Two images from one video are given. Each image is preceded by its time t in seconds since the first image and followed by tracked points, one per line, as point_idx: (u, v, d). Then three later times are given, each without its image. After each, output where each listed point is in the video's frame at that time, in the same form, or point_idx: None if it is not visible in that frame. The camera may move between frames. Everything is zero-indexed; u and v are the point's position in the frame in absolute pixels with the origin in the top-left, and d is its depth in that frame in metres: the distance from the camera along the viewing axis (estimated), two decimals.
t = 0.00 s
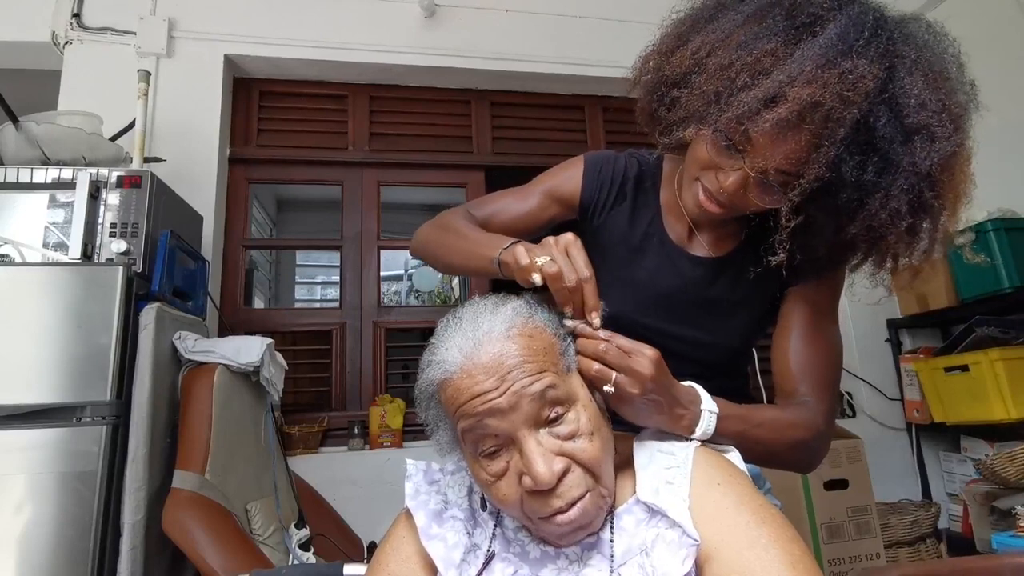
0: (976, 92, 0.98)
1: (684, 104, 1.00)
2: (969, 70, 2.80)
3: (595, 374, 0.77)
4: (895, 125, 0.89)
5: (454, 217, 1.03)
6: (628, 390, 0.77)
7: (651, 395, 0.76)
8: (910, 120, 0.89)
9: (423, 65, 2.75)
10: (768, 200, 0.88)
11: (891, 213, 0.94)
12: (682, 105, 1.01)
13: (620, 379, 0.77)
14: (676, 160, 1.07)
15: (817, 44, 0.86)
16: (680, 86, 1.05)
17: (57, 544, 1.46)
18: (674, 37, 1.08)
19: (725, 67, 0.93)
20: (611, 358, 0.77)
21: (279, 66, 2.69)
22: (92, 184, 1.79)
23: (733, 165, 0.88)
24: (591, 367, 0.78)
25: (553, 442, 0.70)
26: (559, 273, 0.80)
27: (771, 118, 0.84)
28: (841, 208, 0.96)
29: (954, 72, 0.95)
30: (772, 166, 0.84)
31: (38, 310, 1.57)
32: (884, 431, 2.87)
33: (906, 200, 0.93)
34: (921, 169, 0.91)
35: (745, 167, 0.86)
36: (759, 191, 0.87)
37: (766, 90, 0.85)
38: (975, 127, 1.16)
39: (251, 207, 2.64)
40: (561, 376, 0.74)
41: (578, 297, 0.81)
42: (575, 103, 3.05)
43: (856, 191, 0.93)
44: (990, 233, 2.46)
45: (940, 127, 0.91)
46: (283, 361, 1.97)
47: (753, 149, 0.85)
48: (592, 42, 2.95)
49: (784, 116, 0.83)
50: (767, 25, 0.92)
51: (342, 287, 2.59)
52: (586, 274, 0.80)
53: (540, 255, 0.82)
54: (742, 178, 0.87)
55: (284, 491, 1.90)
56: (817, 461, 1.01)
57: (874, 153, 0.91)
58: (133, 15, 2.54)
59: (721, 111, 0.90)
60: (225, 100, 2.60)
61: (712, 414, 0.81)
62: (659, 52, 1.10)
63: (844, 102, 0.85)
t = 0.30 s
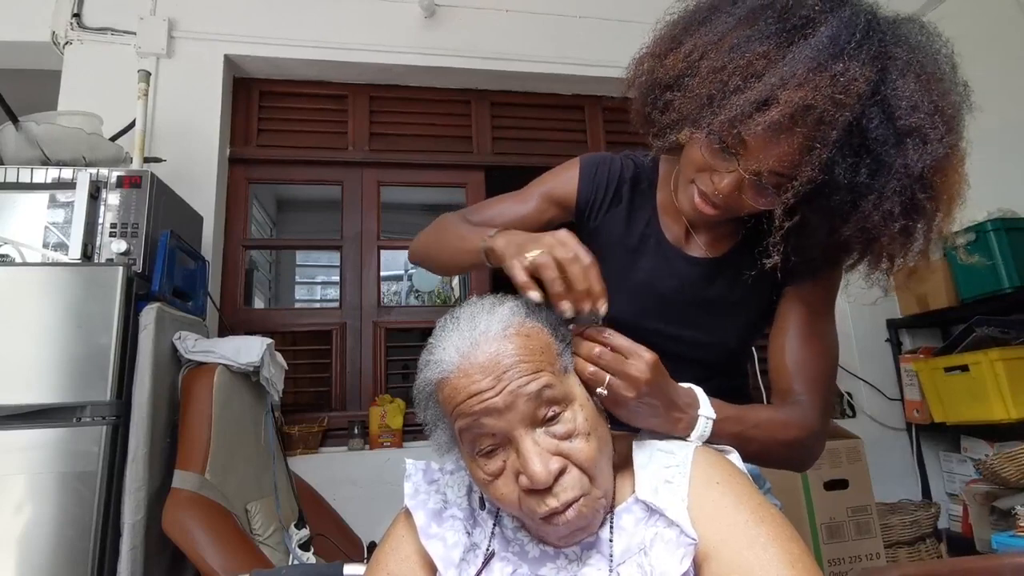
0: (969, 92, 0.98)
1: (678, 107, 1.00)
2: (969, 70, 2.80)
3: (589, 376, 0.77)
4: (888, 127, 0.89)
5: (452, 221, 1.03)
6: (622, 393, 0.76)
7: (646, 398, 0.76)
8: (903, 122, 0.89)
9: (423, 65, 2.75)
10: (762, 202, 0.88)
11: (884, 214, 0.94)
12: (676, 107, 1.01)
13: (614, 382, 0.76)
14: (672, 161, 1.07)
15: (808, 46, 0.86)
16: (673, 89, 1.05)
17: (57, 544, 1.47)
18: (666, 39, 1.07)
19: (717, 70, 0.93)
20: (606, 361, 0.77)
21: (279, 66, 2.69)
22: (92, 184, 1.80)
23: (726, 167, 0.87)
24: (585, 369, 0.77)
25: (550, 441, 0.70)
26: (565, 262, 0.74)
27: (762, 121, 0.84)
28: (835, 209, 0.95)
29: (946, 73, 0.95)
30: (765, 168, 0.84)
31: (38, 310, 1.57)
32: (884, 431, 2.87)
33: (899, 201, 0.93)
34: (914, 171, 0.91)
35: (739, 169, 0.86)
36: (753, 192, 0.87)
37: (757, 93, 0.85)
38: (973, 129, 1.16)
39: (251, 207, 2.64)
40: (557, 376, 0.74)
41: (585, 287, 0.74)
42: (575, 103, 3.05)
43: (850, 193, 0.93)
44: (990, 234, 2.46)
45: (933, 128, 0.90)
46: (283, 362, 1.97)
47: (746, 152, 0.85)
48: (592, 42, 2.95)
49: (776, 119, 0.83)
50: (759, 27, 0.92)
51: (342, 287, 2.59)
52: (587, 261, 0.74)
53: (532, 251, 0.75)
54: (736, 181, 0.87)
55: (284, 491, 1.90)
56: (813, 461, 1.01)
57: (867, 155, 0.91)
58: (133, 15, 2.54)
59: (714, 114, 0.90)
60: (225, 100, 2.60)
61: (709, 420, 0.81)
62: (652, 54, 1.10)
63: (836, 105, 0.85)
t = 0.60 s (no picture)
0: (971, 94, 0.98)
1: (680, 108, 1.00)
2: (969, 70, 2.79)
3: (591, 380, 0.76)
4: (889, 128, 0.89)
5: (448, 220, 1.02)
6: (624, 398, 0.76)
7: (649, 401, 0.75)
8: (904, 124, 0.89)
9: (423, 65, 2.75)
10: (764, 202, 0.88)
11: (886, 215, 0.94)
12: (678, 108, 1.01)
13: (615, 386, 0.76)
14: (673, 162, 1.07)
15: (811, 48, 0.86)
16: (675, 90, 1.05)
17: (57, 544, 1.47)
18: (668, 40, 1.07)
19: (720, 71, 0.93)
20: (607, 365, 0.76)
21: (279, 66, 2.69)
22: (92, 184, 1.80)
23: (729, 168, 0.87)
24: (587, 374, 0.77)
25: (548, 440, 0.70)
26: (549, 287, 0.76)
27: (765, 123, 0.84)
28: (836, 210, 0.95)
29: (948, 74, 0.95)
30: (766, 169, 0.84)
31: (38, 310, 1.57)
32: (885, 431, 2.87)
33: (900, 202, 0.93)
34: (915, 173, 0.91)
35: (740, 170, 0.86)
36: (755, 193, 0.87)
37: (760, 94, 0.85)
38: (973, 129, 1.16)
39: (251, 207, 2.64)
40: (555, 375, 0.74)
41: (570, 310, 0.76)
42: (575, 103, 3.05)
43: (851, 194, 0.93)
44: (990, 234, 2.46)
45: (934, 130, 0.90)
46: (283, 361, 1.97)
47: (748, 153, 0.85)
48: (592, 42, 2.95)
49: (779, 121, 0.83)
50: (761, 29, 0.92)
51: (342, 287, 2.59)
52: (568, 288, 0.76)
53: (526, 272, 0.78)
54: (737, 182, 0.87)
55: (284, 491, 1.90)
56: (815, 460, 1.01)
57: (869, 156, 0.91)
58: (133, 15, 2.54)
59: (717, 115, 0.91)
60: (225, 100, 2.60)
61: (721, 423, 0.80)
62: (654, 54, 1.10)
63: (838, 106, 0.85)
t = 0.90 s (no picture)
0: (974, 96, 0.98)
1: (687, 107, 1.00)
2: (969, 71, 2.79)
3: (599, 387, 0.76)
4: (895, 129, 0.89)
5: (453, 217, 1.02)
6: (633, 405, 0.75)
7: (658, 410, 0.74)
8: (910, 125, 0.89)
9: (423, 65, 2.75)
10: (769, 201, 0.88)
11: (890, 215, 0.94)
12: (684, 107, 1.01)
13: (624, 395, 0.75)
14: (677, 161, 1.07)
15: (819, 48, 0.86)
16: (682, 88, 1.05)
17: (57, 544, 1.46)
18: (676, 39, 1.07)
19: (728, 70, 0.93)
20: (618, 373, 0.75)
21: (279, 66, 2.69)
22: (92, 184, 1.80)
23: (734, 166, 0.87)
24: (596, 381, 0.77)
25: (560, 441, 0.70)
26: (564, 282, 0.77)
27: (773, 121, 0.83)
28: (840, 209, 0.96)
29: (953, 77, 0.95)
30: (773, 167, 0.84)
31: (38, 310, 1.57)
32: (884, 431, 2.87)
33: (904, 203, 0.93)
34: (920, 173, 0.91)
35: (746, 169, 0.86)
36: (760, 192, 0.87)
37: (768, 93, 0.85)
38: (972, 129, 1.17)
39: (251, 207, 2.64)
40: (567, 376, 0.74)
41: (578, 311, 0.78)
42: (575, 103, 3.05)
43: (856, 194, 0.93)
44: (990, 234, 2.46)
45: (939, 132, 0.90)
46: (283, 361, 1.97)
47: (755, 152, 0.85)
48: (592, 42, 2.95)
49: (787, 120, 0.83)
50: (770, 28, 0.92)
51: (342, 287, 2.59)
52: (586, 291, 0.79)
53: (542, 264, 0.80)
54: (742, 180, 0.87)
55: (284, 491, 1.90)
56: (814, 460, 1.01)
57: (874, 156, 0.91)
58: (133, 15, 2.54)
59: (724, 114, 0.90)
60: (225, 100, 2.60)
61: (727, 424, 0.78)
62: (661, 53, 1.10)
63: (845, 107, 0.85)
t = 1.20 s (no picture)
0: (977, 104, 0.98)
1: (691, 109, 1.00)
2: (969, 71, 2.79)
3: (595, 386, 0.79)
4: (897, 135, 0.89)
5: (458, 213, 1.03)
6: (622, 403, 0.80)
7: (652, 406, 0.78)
8: (912, 131, 0.89)
9: (423, 65, 2.75)
10: (771, 205, 0.88)
11: (891, 220, 0.94)
12: (689, 109, 1.01)
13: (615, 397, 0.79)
14: (680, 163, 1.07)
15: (824, 53, 0.86)
16: (687, 91, 1.05)
17: (57, 544, 1.47)
18: (682, 41, 1.08)
19: (732, 73, 0.93)
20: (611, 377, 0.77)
21: (279, 66, 2.69)
22: (92, 184, 1.80)
23: (737, 169, 0.87)
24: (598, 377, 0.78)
25: (556, 445, 0.70)
26: (569, 290, 0.76)
27: (777, 125, 0.83)
28: (842, 214, 0.95)
29: (957, 83, 0.95)
30: (776, 171, 0.84)
31: (38, 310, 1.57)
32: (884, 431, 2.87)
33: (906, 208, 0.93)
34: (922, 179, 0.92)
35: (749, 172, 0.86)
36: (763, 196, 0.87)
37: (772, 97, 0.85)
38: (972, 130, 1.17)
39: (251, 207, 2.64)
40: (563, 379, 0.74)
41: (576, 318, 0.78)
42: (575, 103, 3.05)
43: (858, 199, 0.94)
44: (990, 234, 2.45)
45: (942, 138, 0.91)
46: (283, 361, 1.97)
47: (758, 156, 0.85)
48: (592, 42, 2.95)
49: (790, 124, 0.83)
50: (775, 32, 0.92)
51: (342, 287, 2.59)
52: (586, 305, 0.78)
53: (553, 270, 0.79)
54: (745, 183, 0.87)
55: (284, 491, 1.90)
56: (808, 460, 1.01)
57: (877, 161, 0.91)
58: (133, 15, 2.54)
59: (728, 117, 0.90)
60: (225, 100, 2.60)
61: (720, 405, 0.82)
62: (667, 55, 1.10)
63: (849, 112, 0.85)
